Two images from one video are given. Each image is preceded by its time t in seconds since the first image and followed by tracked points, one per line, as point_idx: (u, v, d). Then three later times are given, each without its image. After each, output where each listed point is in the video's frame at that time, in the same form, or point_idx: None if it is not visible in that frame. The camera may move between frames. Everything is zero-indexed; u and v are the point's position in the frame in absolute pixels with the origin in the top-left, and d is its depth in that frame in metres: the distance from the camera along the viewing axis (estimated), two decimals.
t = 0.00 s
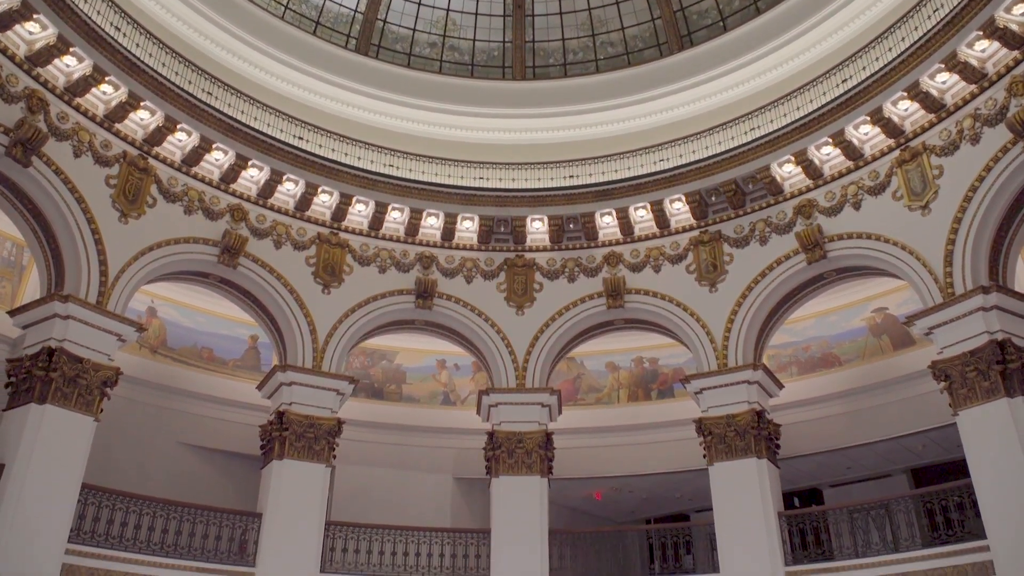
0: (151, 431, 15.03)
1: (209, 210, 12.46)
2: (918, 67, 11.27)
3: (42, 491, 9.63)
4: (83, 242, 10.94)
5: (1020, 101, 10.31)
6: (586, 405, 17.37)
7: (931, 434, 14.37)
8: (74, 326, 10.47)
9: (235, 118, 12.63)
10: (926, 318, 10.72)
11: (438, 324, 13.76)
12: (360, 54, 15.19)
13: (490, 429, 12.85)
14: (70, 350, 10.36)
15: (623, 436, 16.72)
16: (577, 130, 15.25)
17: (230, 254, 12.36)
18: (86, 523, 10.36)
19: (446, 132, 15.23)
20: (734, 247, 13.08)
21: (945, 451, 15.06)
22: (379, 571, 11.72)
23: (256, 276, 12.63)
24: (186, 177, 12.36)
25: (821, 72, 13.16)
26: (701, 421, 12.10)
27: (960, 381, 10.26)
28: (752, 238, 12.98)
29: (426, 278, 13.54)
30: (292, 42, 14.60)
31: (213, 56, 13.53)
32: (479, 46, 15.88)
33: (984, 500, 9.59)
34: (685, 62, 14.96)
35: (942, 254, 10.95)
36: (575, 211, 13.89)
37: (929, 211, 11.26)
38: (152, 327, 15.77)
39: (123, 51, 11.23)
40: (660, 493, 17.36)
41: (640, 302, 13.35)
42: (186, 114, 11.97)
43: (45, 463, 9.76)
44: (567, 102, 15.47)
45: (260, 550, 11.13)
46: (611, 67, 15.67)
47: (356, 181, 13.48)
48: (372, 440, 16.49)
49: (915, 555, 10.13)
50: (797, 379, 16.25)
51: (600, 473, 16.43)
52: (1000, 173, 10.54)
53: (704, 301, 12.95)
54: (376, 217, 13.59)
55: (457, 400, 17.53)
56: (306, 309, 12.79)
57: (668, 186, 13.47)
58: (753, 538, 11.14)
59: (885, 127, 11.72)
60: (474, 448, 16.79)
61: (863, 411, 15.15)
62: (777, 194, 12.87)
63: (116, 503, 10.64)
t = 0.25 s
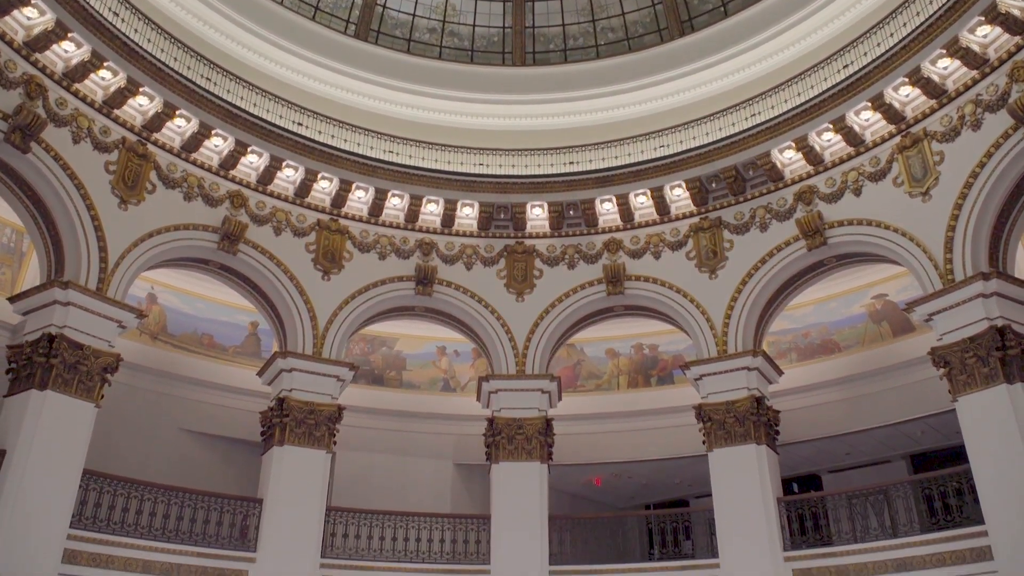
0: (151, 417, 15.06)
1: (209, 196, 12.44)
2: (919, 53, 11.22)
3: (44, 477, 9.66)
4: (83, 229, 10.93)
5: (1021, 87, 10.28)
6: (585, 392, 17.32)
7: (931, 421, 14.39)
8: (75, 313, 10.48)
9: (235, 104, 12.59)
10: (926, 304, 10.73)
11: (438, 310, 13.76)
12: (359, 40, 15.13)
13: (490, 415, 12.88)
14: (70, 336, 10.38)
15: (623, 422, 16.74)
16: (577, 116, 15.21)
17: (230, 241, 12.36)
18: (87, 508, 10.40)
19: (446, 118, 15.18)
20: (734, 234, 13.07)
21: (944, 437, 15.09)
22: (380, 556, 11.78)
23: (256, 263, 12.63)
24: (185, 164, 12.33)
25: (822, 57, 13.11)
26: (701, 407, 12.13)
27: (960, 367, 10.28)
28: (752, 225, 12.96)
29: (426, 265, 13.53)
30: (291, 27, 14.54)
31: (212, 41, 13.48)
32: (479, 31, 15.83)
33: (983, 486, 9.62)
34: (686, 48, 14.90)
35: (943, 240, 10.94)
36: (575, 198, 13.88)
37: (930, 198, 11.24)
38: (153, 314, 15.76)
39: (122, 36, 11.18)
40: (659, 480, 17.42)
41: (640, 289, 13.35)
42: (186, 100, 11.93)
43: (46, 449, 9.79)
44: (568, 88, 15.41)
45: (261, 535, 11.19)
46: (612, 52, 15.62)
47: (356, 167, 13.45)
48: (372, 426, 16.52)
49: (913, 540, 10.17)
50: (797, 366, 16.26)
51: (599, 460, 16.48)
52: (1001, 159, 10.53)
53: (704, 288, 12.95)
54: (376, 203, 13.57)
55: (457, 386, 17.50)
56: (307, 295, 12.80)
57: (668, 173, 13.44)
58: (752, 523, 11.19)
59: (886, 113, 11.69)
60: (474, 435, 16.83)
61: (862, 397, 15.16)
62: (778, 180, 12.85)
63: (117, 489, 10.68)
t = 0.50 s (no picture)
0: (152, 404, 15.07)
1: (208, 183, 12.42)
2: (921, 39, 11.18)
3: (46, 463, 9.70)
4: (82, 215, 10.92)
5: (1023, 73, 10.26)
6: (585, 378, 17.36)
7: (930, 408, 14.42)
8: (75, 300, 10.48)
9: (234, 91, 12.55)
10: (925, 292, 10.74)
11: (438, 298, 13.75)
12: (358, 26, 15.05)
13: (490, 402, 12.91)
14: (71, 323, 10.38)
15: (622, 409, 16.77)
16: (577, 102, 15.17)
17: (230, 228, 12.35)
18: (89, 495, 10.44)
19: (446, 105, 15.14)
20: (734, 221, 13.06)
21: (943, 424, 15.13)
22: (380, 542, 11.84)
23: (256, 250, 12.62)
24: (184, 150, 12.30)
25: (823, 43, 13.07)
26: (701, 394, 12.15)
27: (959, 354, 10.30)
28: (752, 212, 12.95)
29: (426, 252, 13.53)
30: (290, 13, 14.46)
31: (211, 27, 13.42)
32: (478, 17, 15.75)
33: (981, 472, 9.66)
34: (687, 34, 14.82)
35: (943, 228, 10.93)
36: (575, 185, 13.86)
37: (930, 185, 11.23)
38: (153, 301, 15.74)
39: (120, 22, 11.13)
40: (659, 466, 17.47)
41: (640, 276, 13.35)
42: (185, 86, 11.89)
43: (47, 436, 9.82)
44: (568, 74, 15.34)
45: (262, 522, 11.24)
46: (612, 38, 15.54)
47: (356, 154, 13.42)
48: (372, 413, 16.54)
49: (911, 527, 10.22)
50: (796, 353, 16.27)
51: (599, 447, 16.52)
52: (1002, 146, 10.52)
53: (704, 275, 12.95)
54: (376, 190, 13.54)
55: (457, 373, 17.52)
56: (306, 282, 12.80)
57: (669, 160, 13.42)
58: (750, 509, 11.24)
59: (887, 99, 11.66)
60: (474, 422, 16.87)
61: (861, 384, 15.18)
62: (778, 167, 12.83)
63: (118, 476, 10.72)
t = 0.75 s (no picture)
0: (153, 392, 15.08)
1: (207, 170, 12.40)
2: (923, 26, 11.13)
3: (47, 450, 9.73)
4: (82, 203, 10.90)
5: None
6: (585, 365, 17.37)
7: (929, 395, 14.45)
8: (75, 287, 10.48)
9: (233, 78, 12.50)
10: (926, 279, 10.74)
11: (438, 285, 13.75)
12: (358, 12, 14.91)
13: (490, 389, 12.93)
14: (71, 311, 10.39)
15: (622, 396, 16.80)
16: (577, 89, 15.12)
17: (230, 215, 12.34)
18: (90, 482, 10.48)
19: (445, 92, 15.08)
20: (734, 208, 13.04)
21: (942, 411, 15.16)
22: (381, 529, 11.89)
23: (256, 237, 12.61)
24: (183, 137, 12.28)
25: (824, 30, 13.01)
26: (700, 381, 12.18)
27: (959, 342, 10.32)
28: (752, 199, 12.93)
29: (426, 239, 13.52)
30: None
31: (209, 13, 13.34)
32: (478, 4, 15.61)
33: (980, 459, 9.70)
34: (689, 20, 14.67)
35: (943, 215, 10.92)
36: (575, 172, 13.82)
37: (931, 172, 11.21)
38: (152, 288, 15.73)
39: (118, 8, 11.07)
40: (658, 453, 17.52)
41: (640, 263, 13.34)
42: (184, 73, 11.85)
43: (49, 423, 9.84)
44: (569, 60, 15.22)
45: (263, 508, 11.29)
46: (613, 25, 15.38)
47: (356, 142, 13.39)
48: (372, 400, 16.56)
49: (909, 513, 10.27)
50: (795, 341, 16.28)
51: (599, 433, 16.56)
52: (1003, 134, 10.51)
53: (704, 263, 12.94)
54: (376, 177, 13.51)
55: (457, 360, 17.55)
56: (306, 270, 12.79)
57: (669, 147, 13.39)
58: (749, 496, 11.29)
59: (888, 86, 11.62)
60: (474, 409, 16.90)
61: (860, 372, 15.20)
62: (779, 155, 12.80)
63: (119, 463, 10.76)
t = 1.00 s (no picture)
0: (153, 379, 15.09)
1: (207, 158, 12.37)
2: (925, 12, 11.07)
3: (49, 437, 9.76)
4: (81, 190, 10.88)
5: None
6: (586, 353, 17.37)
7: (928, 382, 14.48)
8: (74, 275, 10.48)
9: (232, 64, 12.45)
10: (926, 267, 10.74)
11: (438, 273, 13.74)
12: None
13: (490, 376, 12.96)
14: (71, 299, 10.39)
15: (622, 383, 16.82)
16: (578, 76, 15.04)
17: (229, 202, 12.32)
18: (92, 469, 10.52)
19: (445, 78, 15.00)
20: (734, 195, 13.02)
21: (941, 398, 15.19)
22: (381, 515, 11.95)
23: (255, 225, 12.60)
24: (182, 124, 12.24)
25: (826, 16, 12.95)
26: (700, 368, 12.20)
27: (958, 329, 10.33)
28: (753, 186, 12.91)
29: (426, 227, 13.50)
30: None
31: None
32: None
33: (978, 446, 9.75)
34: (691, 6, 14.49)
35: (944, 202, 10.91)
36: (575, 159, 13.79)
37: (932, 159, 11.19)
38: (152, 275, 15.70)
39: None
40: (658, 440, 17.57)
41: (639, 251, 13.33)
42: (183, 60, 11.79)
43: (50, 411, 9.87)
44: (569, 46, 15.11)
45: (264, 495, 11.34)
46: (614, 12, 15.15)
47: (355, 129, 13.35)
48: (372, 387, 16.57)
49: (908, 500, 10.32)
50: (794, 328, 16.23)
51: (598, 420, 16.60)
52: (1005, 121, 10.50)
53: (704, 250, 12.94)
54: (376, 164, 13.48)
55: (457, 348, 17.53)
56: (306, 257, 12.78)
57: (669, 134, 13.35)
58: (749, 482, 11.33)
59: (890, 72, 11.58)
60: (474, 396, 16.92)
61: (859, 359, 15.21)
62: (780, 142, 12.76)
63: (121, 449, 10.80)
